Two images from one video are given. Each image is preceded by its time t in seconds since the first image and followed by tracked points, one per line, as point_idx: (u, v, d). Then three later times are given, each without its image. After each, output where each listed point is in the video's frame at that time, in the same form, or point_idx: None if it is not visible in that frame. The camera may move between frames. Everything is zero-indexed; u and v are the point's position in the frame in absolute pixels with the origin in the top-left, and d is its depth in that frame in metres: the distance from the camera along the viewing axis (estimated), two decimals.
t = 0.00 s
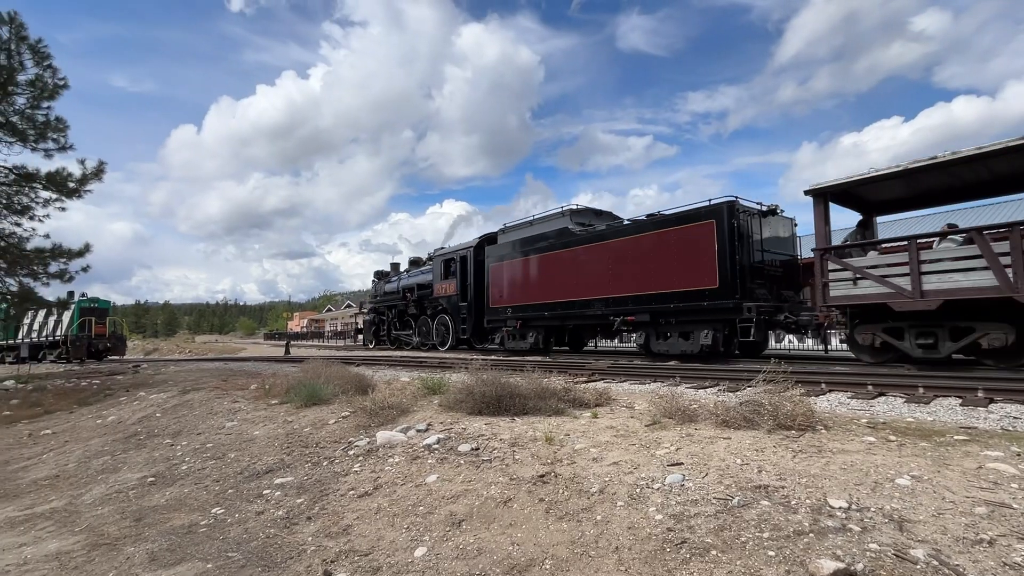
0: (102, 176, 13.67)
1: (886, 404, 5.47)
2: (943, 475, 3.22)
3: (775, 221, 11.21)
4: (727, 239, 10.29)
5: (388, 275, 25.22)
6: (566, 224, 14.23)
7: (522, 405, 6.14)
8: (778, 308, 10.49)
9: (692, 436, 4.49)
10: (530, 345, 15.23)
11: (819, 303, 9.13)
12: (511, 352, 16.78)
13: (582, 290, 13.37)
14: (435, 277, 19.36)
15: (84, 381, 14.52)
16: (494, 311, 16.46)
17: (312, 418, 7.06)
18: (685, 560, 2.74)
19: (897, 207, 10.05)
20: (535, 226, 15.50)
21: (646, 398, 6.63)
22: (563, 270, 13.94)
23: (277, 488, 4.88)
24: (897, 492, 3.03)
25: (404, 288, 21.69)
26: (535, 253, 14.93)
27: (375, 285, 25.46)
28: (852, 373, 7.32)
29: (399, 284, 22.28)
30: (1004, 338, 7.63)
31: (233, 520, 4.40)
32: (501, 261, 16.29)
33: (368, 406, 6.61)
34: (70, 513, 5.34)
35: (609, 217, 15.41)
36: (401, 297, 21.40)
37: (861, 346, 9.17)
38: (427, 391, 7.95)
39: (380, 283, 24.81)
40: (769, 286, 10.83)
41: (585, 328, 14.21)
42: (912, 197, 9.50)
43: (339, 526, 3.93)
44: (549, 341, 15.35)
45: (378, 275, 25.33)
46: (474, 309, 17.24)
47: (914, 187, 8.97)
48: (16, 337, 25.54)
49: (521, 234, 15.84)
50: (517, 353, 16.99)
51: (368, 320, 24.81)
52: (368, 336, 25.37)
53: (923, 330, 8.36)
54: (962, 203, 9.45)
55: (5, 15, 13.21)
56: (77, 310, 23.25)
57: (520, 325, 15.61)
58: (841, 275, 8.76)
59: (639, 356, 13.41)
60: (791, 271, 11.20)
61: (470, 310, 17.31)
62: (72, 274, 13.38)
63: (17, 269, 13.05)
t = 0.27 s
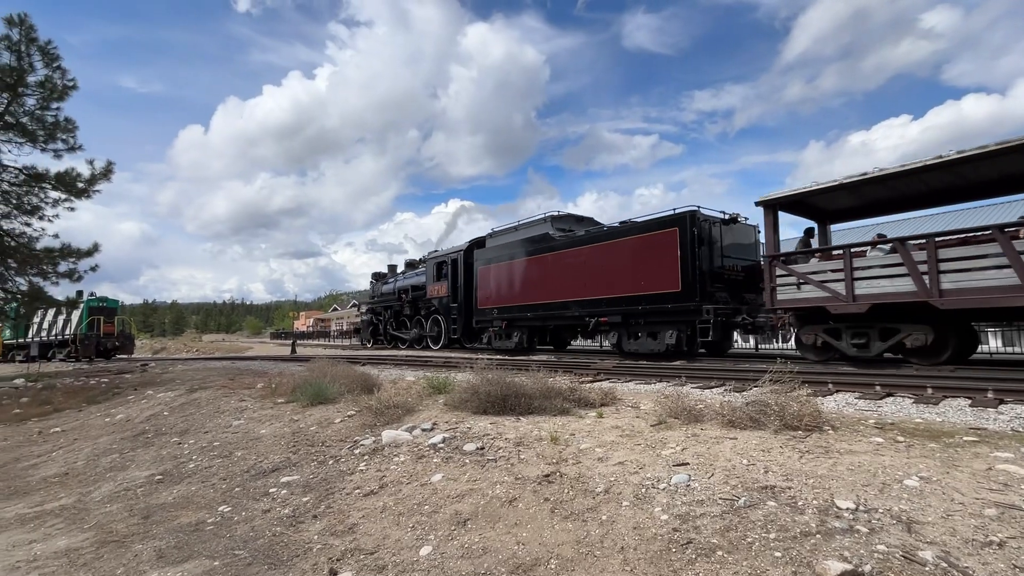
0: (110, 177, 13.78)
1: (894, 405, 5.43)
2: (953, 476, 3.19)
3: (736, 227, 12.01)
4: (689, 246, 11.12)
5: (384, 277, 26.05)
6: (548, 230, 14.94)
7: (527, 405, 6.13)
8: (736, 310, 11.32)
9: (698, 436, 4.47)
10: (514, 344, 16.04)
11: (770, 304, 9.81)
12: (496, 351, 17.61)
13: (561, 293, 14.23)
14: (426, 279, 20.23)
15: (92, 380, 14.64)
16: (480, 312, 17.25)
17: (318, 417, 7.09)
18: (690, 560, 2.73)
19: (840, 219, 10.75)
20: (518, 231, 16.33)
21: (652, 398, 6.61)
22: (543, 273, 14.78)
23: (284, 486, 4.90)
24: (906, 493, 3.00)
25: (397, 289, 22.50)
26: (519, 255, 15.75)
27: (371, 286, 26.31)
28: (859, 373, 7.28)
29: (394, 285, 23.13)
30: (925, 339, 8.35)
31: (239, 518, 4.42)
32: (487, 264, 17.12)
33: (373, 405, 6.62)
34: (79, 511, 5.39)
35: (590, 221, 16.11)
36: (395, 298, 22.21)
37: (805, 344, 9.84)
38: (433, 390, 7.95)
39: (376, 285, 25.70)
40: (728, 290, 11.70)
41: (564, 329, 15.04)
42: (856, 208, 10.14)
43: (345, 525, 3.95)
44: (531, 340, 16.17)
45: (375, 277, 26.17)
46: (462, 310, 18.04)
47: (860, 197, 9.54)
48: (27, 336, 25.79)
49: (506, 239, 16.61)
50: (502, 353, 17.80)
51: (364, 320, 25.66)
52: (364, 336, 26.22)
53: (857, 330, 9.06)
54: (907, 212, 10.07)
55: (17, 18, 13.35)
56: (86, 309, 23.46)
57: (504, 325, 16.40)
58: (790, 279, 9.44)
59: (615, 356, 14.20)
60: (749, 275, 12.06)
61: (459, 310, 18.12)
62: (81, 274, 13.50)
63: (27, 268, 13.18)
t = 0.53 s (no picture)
0: (117, 176, 13.87)
1: (900, 404, 5.40)
2: (959, 476, 3.18)
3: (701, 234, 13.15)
4: (654, 252, 12.37)
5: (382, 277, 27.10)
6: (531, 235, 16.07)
7: (531, 403, 6.14)
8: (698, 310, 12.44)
9: (702, 435, 4.47)
10: (502, 342, 17.19)
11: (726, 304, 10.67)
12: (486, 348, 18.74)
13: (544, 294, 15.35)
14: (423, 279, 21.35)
15: (100, 377, 14.76)
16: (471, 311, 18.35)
17: (323, 414, 7.12)
18: (694, 559, 2.73)
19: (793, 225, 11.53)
20: (506, 235, 17.50)
21: (656, 397, 6.61)
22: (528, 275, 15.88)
23: (289, 483, 4.93)
24: (912, 493, 2.99)
25: (394, 290, 23.61)
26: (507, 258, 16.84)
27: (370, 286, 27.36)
28: (864, 372, 7.25)
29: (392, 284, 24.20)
30: (858, 335, 9.24)
31: (245, 516, 4.45)
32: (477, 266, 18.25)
33: (378, 403, 6.65)
34: (87, 507, 5.44)
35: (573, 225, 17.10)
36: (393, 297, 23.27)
37: (758, 344, 10.65)
38: (437, 388, 7.97)
39: (375, 284, 26.78)
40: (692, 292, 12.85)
41: (547, 327, 16.20)
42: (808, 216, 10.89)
43: (349, 522, 3.97)
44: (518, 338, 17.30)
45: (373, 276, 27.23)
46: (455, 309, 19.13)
47: (815, 206, 10.23)
48: (35, 334, 26.01)
49: (494, 243, 17.73)
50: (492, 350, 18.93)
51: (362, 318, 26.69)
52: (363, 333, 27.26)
53: (800, 330, 9.94)
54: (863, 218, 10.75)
55: (24, 18, 13.44)
56: (93, 307, 23.63)
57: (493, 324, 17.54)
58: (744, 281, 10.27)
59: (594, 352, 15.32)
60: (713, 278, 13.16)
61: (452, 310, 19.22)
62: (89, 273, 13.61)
63: (35, 267, 13.30)
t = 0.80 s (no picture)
0: (122, 174, 13.92)
1: (906, 403, 5.37)
2: (965, 475, 3.16)
3: (670, 239, 13.92)
4: (623, 255, 13.11)
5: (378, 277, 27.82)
6: (513, 237, 16.88)
7: (535, 401, 6.14)
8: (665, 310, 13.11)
9: (706, 433, 4.46)
10: (487, 340, 17.91)
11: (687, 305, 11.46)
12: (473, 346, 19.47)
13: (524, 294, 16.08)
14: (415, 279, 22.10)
15: (105, 374, 14.83)
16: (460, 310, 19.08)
17: (327, 412, 7.14)
18: (698, 557, 2.73)
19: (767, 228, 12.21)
20: (492, 237, 18.25)
21: (660, 395, 6.61)
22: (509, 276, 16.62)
23: (293, 480, 4.95)
24: (917, 492, 2.98)
25: (388, 290, 24.31)
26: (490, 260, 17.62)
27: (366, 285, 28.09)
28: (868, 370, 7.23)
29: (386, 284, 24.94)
30: (804, 333, 9.95)
31: (250, 512, 4.48)
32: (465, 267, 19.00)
33: (382, 401, 6.66)
34: (93, 503, 5.48)
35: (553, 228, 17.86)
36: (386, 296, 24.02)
37: (714, 340, 11.37)
38: (440, 386, 7.98)
39: (371, 284, 27.58)
40: (661, 293, 13.52)
41: (529, 326, 16.90)
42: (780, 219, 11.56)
43: (354, 519, 3.98)
44: (503, 336, 18.04)
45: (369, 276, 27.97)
46: (444, 308, 19.86)
47: (770, 212, 11.07)
48: (41, 331, 26.17)
49: (479, 245, 18.52)
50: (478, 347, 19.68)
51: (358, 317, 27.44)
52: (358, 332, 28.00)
53: (752, 329, 10.45)
54: (822, 223, 11.45)
55: (29, 17, 13.48)
56: (98, 304, 23.74)
57: (479, 323, 18.25)
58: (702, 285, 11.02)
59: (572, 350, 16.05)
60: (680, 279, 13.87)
61: (440, 308, 19.95)
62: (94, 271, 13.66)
63: (41, 265, 13.38)
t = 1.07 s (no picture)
0: (125, 172, 13.97)
1: (908, 401, 5.37)
2: (968, 473, 3.16)
3: (642, 241, 15.01)
4: (597, 257, 14.15)
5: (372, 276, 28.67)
6: (498, 240, 17.82)
7: (537, 399, 6.15)
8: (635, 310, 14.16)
9: (708, 431, 4.46)
10: (475, 337, 18.83)
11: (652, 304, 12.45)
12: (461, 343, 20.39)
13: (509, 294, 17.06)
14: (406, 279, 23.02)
15: (110, 371, 14.91)
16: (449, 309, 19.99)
17: (329, 409, 7.17)
18: (700, 554, 2.73)
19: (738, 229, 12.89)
20: (479, 239, 19.21)
21: (662, 393, 6.61)
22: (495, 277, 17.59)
23: (297, 477, 4.98)
24: (920, 490, 2.98)
25: (382, 288, 25.19)
26: (477, 261, 18.60)
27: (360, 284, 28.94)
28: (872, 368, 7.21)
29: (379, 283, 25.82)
30: (755, 330, 10.83)
31: (254, 509, 4.50)
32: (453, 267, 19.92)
33: (385, 398, 6.69)
34: (98, 499, 5.51)
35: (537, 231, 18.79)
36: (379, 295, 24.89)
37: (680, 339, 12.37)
38: (443, 384, 8.00)
39: (365, 283, 28.45)
40: (633, 293, 14.62)
41: (513, 324, 17.85)
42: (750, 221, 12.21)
43: (357, 516, 4.00)
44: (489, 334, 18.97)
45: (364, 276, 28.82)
46: (434, 307, 20.77)
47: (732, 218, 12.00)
48: (45, 329, 26.31)
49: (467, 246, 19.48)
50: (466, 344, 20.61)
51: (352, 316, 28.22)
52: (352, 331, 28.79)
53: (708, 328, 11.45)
54: (778, 228, 12.50)
55: (33, 15, 13.54)
56: (102, 302, 23.84)
57: (467, 321, 19.19)
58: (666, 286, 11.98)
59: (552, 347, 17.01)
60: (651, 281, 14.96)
61: (431, 307, 20.87)
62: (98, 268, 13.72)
63: (45, 262, 13.44)
